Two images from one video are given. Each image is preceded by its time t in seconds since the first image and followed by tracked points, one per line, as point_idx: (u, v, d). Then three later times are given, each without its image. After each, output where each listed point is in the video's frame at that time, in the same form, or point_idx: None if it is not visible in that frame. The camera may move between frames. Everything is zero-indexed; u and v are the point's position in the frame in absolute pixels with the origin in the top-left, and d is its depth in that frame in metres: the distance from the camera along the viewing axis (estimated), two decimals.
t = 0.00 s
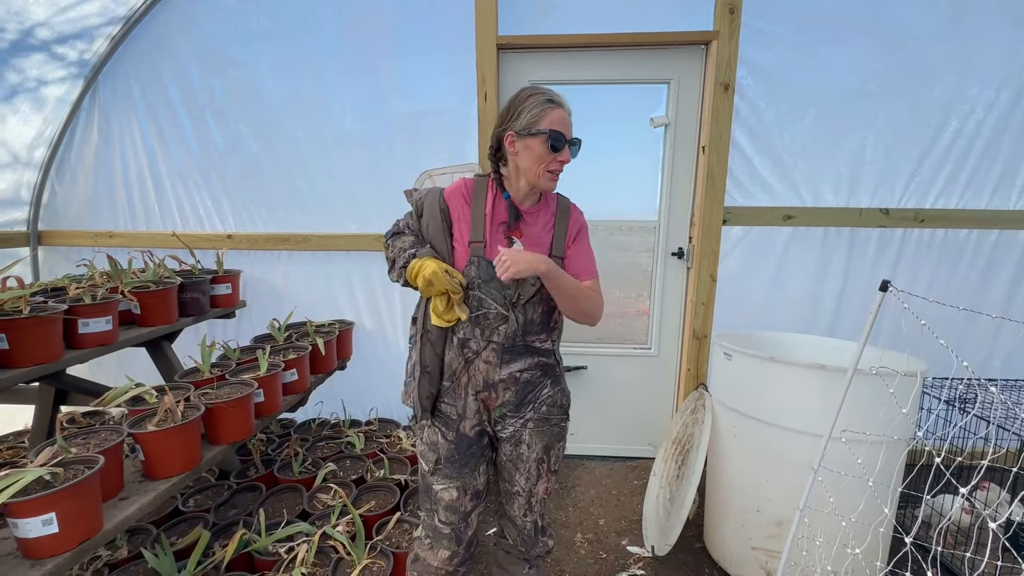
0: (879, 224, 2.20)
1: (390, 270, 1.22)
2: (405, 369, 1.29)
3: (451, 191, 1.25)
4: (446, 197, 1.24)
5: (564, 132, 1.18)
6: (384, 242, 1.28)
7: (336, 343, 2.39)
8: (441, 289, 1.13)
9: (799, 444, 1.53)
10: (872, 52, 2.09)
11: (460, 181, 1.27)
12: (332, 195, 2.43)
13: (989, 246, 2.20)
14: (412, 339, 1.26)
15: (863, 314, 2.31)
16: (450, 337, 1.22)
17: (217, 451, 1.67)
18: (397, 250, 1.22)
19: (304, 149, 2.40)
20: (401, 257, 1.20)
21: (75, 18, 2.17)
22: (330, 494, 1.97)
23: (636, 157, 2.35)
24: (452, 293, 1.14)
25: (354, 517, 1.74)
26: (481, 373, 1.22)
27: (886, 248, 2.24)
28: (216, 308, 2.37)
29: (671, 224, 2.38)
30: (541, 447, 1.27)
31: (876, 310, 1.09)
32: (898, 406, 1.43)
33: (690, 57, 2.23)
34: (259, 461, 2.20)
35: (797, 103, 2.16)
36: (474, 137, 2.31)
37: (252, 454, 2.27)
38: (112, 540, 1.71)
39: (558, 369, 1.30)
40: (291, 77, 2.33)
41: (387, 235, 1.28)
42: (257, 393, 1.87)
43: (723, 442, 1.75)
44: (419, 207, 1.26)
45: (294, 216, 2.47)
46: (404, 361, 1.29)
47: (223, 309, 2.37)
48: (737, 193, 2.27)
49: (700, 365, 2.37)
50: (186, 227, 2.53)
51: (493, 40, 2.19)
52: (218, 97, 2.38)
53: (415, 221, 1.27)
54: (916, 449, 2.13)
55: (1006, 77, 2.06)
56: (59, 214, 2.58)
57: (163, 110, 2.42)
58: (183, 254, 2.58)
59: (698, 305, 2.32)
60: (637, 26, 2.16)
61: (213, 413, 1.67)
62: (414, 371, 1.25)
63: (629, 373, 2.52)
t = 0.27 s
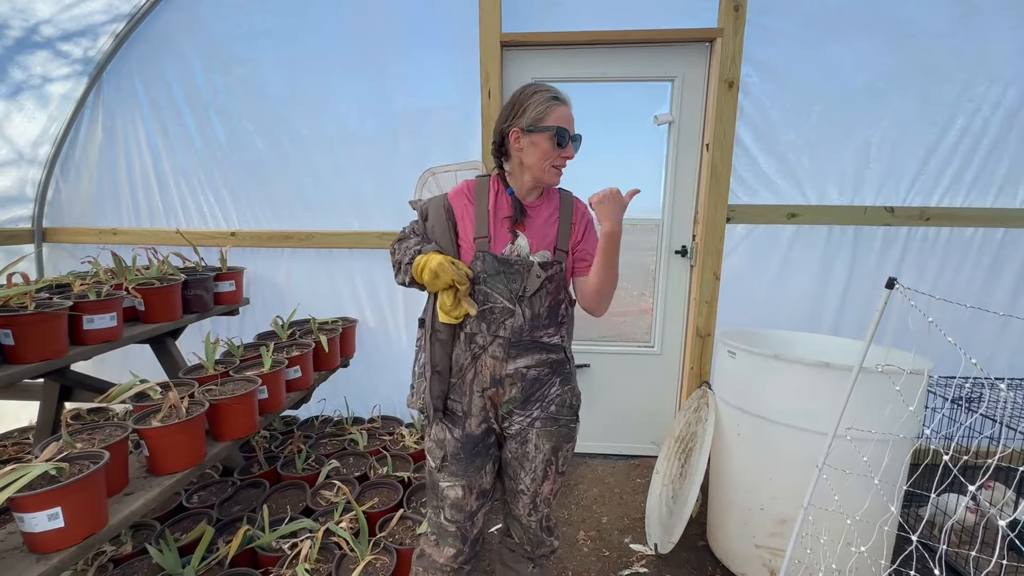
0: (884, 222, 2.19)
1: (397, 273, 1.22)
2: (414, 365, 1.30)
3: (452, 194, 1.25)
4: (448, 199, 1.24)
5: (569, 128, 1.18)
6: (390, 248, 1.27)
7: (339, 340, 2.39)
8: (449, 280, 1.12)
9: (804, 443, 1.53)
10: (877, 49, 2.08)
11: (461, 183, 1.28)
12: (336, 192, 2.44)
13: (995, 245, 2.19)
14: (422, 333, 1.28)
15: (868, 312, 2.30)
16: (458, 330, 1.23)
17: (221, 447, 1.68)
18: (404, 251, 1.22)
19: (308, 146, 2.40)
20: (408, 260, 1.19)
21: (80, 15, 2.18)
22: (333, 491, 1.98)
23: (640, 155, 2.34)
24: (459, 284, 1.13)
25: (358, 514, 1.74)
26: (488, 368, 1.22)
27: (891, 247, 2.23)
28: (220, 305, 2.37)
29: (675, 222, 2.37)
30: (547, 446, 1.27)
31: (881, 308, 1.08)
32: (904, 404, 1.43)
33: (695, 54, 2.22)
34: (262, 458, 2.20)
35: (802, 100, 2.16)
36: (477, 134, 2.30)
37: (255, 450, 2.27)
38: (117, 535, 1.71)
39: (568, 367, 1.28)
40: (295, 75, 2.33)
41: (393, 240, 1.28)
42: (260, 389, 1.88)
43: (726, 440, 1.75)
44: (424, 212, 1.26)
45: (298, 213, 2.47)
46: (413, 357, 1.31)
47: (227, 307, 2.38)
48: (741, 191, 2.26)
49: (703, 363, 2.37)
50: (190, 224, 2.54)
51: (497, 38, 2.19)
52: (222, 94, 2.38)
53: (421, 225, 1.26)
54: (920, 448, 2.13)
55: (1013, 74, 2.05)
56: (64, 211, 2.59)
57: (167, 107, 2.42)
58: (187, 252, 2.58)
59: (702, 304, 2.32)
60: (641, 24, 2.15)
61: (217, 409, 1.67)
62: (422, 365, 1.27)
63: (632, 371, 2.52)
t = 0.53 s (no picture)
0: (886, 223, 2.19)
1: (414, 269, 1.10)
2: (418, 369, 1.26)
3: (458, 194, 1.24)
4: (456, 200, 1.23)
5: (577, 131, 1.18)
6: (388, 252, 1.16)
7: (342, 340, 2.40)
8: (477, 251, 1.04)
9: (807, 443, 1.53)
10: (880, 49, 2.08)
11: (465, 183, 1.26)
12: (339, 192, 2.44)
13: (997, 245, 2.18)
14: (427, 337, 1.23)
15: (870, 313, 2.30)
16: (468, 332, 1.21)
17: (224, 446, 1.69)
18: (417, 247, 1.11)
19: (311, 146, 2.40)
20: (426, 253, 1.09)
21: (84, 16, 2.19)
22: (336, 490, 1.98)
23: (642, 155, 2.35)
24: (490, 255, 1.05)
25: (360, 513, 1.74)
26: (499, 367, 1.22)
27: (893, 247, 2.23)
28: (222, 305, 2.38)
29: (676, 222, 2.37)
30: (555, 445, 1.28)
31: (884, 308, 1.08)
32: (906, 404, 1.43)
33: (697, 54, 2.22)
34: (265, 457, 2.21)
35: (804, 100, 2.15)
36: (480, 134, 2.31)
37: (258, 449, 2.28)
38: (121, 533, 1.72)
39: (576, 365, 1.31)
40: (298, 75, 2.34)
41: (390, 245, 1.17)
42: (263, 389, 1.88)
43: (728, 440, 1.75)
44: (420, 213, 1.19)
45: (301, 213, 2.48)
46: (417, 361, 1.26)
47: (230, 306, 2.39)
48: (743, 191, 2.26)
49: (705, 363, 2.37)
50: (193, 224, 2.55)
51: (499, 38, 2.19)
52: (225, 94, 2.39)
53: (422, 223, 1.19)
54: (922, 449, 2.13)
55: (1016, 75, 2.04)
56: (68, 210, 2.60)
57: (170, 107, 2.43)
58: (190, 251, 2.59)
59: (704, 304, 2.31)
60: (643, 24, 2.15)
61: (221, 408, 1.68)
62: (430, 368, 1.22)
63: (633, 371, 2.52)
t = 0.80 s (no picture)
0: (888, 223, 2.19)
1: (478, 264, 1.04)
2: (424, 373, 1.18)
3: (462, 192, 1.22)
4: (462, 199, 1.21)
5: (578, 133, 1.18)
6: (426, 250, 1.06)
7: (344, 340, 2.41)
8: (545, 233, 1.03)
9: (810, 443, 1.53)
10: (882, 50, 2.08)
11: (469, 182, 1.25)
12: (342, 192, 2.45)
13: (1000, 245, 2.18)
14: (434, 339, 1.17)
15: (872, 313, 2.30)
16: (480, 331, 1.18)
17: (228, 445, 1.69)
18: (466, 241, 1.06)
19: (314, 147, 2.41)
20: (488, 246, 1.05)
21: (89, 17, 2.20)
22: (339, 489, 1.99)
23: (644, 155, 2.35)
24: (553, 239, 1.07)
25: (363, 513, 1.75)
26: (508, 365, 1.23)
27: (895, 247, 2.23)
28: (226, 305, 2.39)
29: (679, 222, 2.38)
30: (562, 442, 1.29)
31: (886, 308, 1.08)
32: (909, 404, 1.43)
33: (699, 55, 2.22)
34: (268, 456, 2.22)
35: (806, 100, 2.16)
36: (482, 135, 2.32)
37: (261, 449, 2.29)
38: (125, 532, 1.73)
39: (581, 362, 1.34)
40: (302, 75, 2.34)
41: (422, 242, 1.07)
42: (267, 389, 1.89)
43: (730, 440, 1.75)
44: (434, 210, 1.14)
45: (304, 213, 2.49)
46: (422, 364, 1.19)
47: (234, 306, 2.40)
48: (745, 191, 2.26)
49: (707, 363, 2.37)
50: (196, 224, 2.56)
51: (502, 39, 2.19)
52: (228, 95, 2.40)
53: (442, 219, 1.13)
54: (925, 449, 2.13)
55: (1019, 75, 2.04)
56: (72, 211, 2.61)
57: (174, 108, 2.44)
58: (193, 251, 2.60)
59: (706, 304, 2.31)
60: (645, 25, 2.16)
61: (225, 408, 1.69)
62: (442, 371, 1.16)
63: (635, 371, 2.53)
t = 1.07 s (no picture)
0: (890, 223, 2.18)
1: (499, 262, 1.04)
2: (445, 380, 1.14)
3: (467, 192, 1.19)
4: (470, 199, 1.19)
5: (580, 133, 1.18)
6: (441, 243, 1.01)
7: (345, 341, 2.41)
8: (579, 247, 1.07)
9: (814, 444, 1.52)
10: (883, 50, 2.07)
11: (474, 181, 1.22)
12: (343, 193, 2.45)
13: (1003, 245, 2.17)
14: (454, 343, 1.14)
15: (874, 314, 2.29)
16: (500, 332, 1.17)
17: (229, 446, 1.69)
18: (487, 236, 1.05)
19: (315, 147, 2.41)
20: (510, 245, 1.06)
21: (91, 18, 2.21)
22: (340, 490, 1.99)
23: (645, 156, 2.35)
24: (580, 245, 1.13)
25: (364, 513, 1.75)
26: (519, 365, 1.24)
27: (897, 247, 2.22)
28: (227, 305, 2.39)
29: (680, 223, 2.37)
30: (568, 438, 1.31)
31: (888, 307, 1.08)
32: (911, 404, 1.42)
33: (700, 55, 2.22)
34: (269, 457, 2.22)
35: (807, 100, 2.15)
36: (483, 135, 2.32)
37: (262, 450, 2.29)
38: (126, 533, 1.73)
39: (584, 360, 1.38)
40: (302, 76, 2.35)
41: (436, 235, 1.02)
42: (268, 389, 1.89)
43: (733, 441, 1.75)
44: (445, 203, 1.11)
45: (305, 213, 2.49)
46: (440, 371, 1.14)
47: (235, 307, 2.40)
48: (746, 192, 2.26)
49: (708, 364, 2.37)
50: (198, 225, 2.56)
51: (502, 39, 2.20)
52: (230, 96, 2.40)
53: (452, 213, 1.10)
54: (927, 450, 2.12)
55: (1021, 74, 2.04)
56: (74, 212, 2.62)
57: (175, 109, 2.44)
58: (194, 252, 2.60)
59: (707, 305, 2.31)
60: (645, 25, 2.16)
61: (226, 408, 1.69)
62: (466, 374, 1.14)
63: (636, 372, 2.52)
